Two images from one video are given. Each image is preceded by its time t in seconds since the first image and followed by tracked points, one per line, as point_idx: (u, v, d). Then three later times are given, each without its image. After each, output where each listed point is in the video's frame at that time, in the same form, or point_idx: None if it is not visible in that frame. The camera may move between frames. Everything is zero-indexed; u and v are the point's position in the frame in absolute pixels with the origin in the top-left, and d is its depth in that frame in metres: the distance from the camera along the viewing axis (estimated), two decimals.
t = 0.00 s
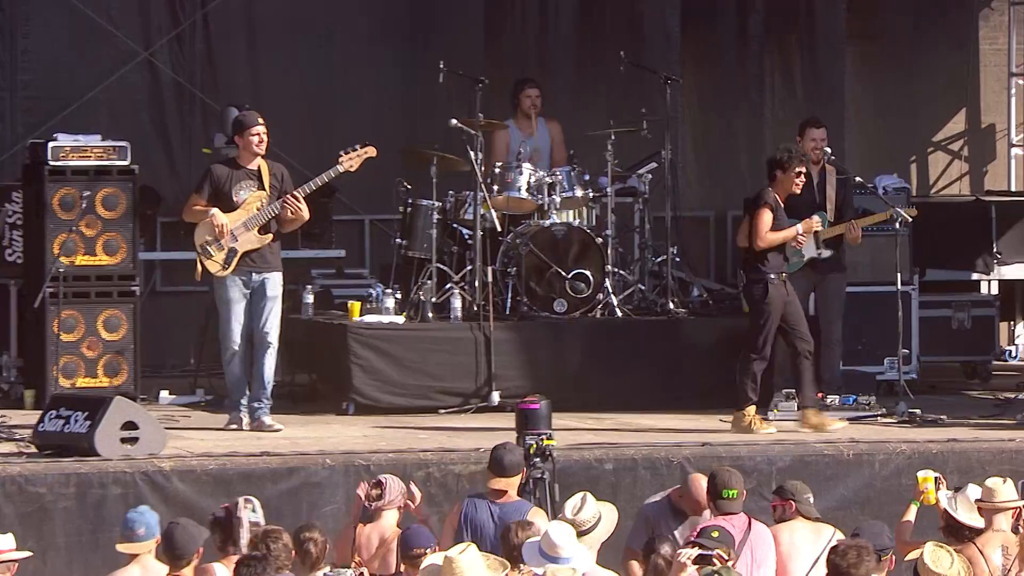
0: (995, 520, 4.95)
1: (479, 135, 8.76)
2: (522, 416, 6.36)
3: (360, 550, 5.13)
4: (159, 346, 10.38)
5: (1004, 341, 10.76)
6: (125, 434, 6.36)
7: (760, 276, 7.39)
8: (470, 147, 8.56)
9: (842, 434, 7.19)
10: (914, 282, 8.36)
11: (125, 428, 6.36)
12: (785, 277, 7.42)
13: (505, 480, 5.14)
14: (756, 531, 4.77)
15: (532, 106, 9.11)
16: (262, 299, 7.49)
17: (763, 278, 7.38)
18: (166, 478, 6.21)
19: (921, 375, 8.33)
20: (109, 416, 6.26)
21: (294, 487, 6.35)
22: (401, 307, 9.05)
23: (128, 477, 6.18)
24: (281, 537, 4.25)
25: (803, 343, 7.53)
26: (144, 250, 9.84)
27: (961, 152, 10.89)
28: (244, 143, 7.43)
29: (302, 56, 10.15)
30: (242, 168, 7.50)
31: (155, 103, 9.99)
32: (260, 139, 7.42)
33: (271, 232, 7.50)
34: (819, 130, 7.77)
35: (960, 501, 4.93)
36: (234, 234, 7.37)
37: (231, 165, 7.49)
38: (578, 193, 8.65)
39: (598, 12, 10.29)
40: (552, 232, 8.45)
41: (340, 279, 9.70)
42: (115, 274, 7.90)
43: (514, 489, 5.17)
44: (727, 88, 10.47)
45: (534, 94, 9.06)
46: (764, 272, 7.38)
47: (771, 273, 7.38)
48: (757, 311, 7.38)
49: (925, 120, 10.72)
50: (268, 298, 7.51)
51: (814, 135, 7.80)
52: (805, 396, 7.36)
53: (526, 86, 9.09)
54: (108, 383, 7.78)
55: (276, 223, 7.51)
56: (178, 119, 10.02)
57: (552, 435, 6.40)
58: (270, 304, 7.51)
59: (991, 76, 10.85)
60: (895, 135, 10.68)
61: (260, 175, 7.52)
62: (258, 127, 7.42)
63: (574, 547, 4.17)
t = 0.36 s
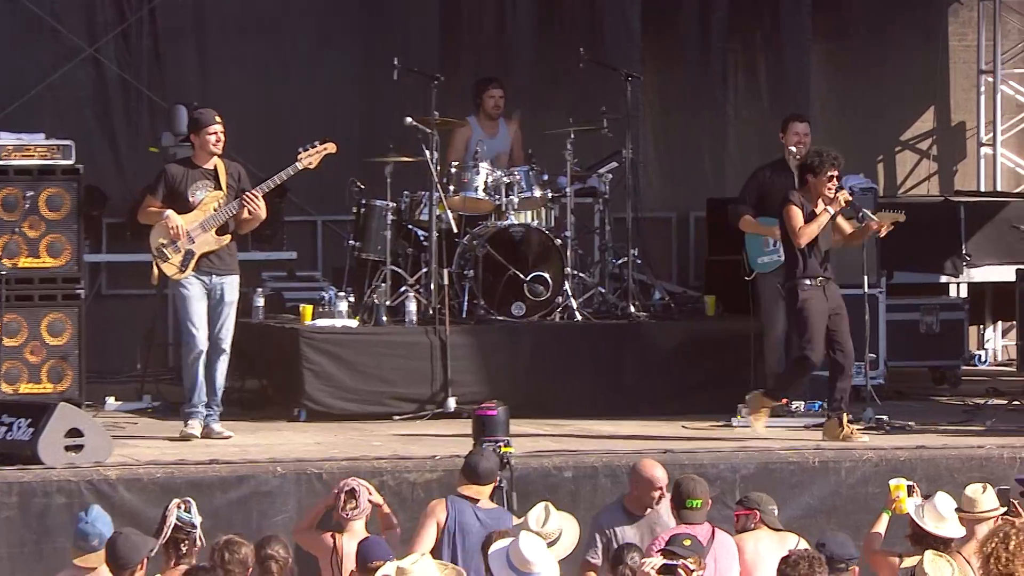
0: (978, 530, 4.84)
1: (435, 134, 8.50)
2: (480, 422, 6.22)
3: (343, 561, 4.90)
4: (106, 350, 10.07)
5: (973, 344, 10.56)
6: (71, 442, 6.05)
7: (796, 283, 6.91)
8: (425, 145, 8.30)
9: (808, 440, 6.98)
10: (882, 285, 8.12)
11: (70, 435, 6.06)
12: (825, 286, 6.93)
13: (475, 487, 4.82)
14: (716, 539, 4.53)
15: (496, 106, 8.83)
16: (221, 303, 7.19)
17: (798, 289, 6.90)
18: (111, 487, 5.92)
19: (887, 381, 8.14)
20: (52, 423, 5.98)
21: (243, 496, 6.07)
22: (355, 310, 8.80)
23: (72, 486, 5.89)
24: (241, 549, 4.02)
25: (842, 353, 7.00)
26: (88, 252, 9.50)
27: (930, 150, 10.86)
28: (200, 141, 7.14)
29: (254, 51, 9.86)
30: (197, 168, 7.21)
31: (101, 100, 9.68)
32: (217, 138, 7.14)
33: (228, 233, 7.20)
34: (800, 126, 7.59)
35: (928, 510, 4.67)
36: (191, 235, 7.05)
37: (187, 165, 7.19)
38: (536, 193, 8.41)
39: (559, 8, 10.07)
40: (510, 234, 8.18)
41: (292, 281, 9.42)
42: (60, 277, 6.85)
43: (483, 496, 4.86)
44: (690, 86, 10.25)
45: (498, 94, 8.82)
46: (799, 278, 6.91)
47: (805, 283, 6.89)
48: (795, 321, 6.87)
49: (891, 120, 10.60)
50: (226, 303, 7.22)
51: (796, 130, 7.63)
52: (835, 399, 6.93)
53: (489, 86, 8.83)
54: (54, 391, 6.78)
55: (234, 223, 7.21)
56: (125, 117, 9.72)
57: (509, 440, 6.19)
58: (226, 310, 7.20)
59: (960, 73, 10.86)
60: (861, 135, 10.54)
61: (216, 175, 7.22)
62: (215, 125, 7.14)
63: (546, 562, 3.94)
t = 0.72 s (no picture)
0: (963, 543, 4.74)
1: (392, 131, 8.19)
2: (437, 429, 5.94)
3: None
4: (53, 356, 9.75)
5: (946, 348, 10.33)
6: (15, 449, 5.82)
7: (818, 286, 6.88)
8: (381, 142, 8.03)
9: (776, 448, 6.75)
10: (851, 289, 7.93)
11: (14, 442, 5.83)
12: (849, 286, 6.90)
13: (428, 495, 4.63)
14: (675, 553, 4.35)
15: (458, 102, 8.56)
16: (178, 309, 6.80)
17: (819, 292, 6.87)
18: (57, 496, 5.62)
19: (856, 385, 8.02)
20: None
21: (194, 505, 5.73)
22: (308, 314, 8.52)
23: (16, 496, 5.58)
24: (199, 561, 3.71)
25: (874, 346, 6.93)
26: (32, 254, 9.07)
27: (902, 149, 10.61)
28: (148, 143, 6.72)
29: (205, 44, 9.58)
30: (145, 169, 6.80)
31: (45, 97, 9.36)
32: (168, 139, 6.72)
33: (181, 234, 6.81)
34: (769, 124, 7.40)
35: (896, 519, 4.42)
36: (143, 239, 6.66)
37: (133, 167, 6.78)
38: (495, 193, 8.17)
39: (519, 3, 9.84)
40: (469, 234, 7.95)
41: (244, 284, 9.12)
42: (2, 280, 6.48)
43: (436, 503, 4.66)
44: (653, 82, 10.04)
45: (461, 90, 8.55)
46: (821, 281, 6.88)
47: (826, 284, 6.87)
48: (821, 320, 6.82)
49: (859, 116, 10.38)
50: (184, 308, 6.83)
51: (765, 129, 7.43)
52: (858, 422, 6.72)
53: (452, 80, 8.54)
54: None
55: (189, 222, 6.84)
56: (71, 114, 9.40)
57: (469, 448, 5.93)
58: (185, 314, 6.82)
59: (932, 69, 10.55)
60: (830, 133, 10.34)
61: (165, 176, 6.82)
62: (165, 127, 6.73)
63: (499, 569, 3.85)
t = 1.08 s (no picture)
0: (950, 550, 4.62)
1: (351, 128, 7.89)
2: (397, 436, 5.73)
3: None
4: (3, 361, 9.45)
5: (919, 351, 10.19)
6: None
7: (831, 286, 6.52)
8: (340, 140, 7.67)
9: (746, 455, 6.53)
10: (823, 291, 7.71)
11: None
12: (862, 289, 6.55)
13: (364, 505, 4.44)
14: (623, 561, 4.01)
15: (423, 105, 8.31)
16: (141, 307, 6.50)
17: (831, 294, 6.51)
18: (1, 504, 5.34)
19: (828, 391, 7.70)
20: None
21: (147, 513, 5.45)
22: (264, 317, 8.25)
23: None
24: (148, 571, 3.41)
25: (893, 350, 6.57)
26: None
27: (874, 146, 10.34)
28: (110, 140, 6.40)
29: (158, 40, 9.34)
30: (104, 166, 6.46)
31: None
32: (132, 138, 6.41)
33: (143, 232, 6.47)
34: (730, 120, 7.01)
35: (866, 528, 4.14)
36: (100, 238, 6.33)
37: (92, 164, 6.45)
38: (457, 192, 7.94)
39: None
40: (430, 235, 7.70)
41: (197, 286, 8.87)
42: None
43: (375, 513, 4.47)
44: (618, 80, 9.84)
45: (428, 92, 8.31)
46: (833, 280, 6.52)
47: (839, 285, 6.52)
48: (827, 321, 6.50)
49: (830, 117, 10.19)
50: (147, 306, 6.52)
51: (725, 125, 7.05)
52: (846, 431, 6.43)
53: (419, 82, 8.29)
54: None
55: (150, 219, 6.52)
56: (19, 109, 9.12)
57: (430, 454, 5.69)
58: (151, 313, 6.51)
59: (905, 68, 10.26)
60: (800, 132, 10.17)
61: (125, 173, 6.49)
62: (131, 125, 6.42)
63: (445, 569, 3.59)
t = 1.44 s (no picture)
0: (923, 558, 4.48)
1: (304, 125, 7.66)
2: (349, 441, 5.35)
3: None
4: None
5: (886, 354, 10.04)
6: None
7: (830, 291, 6.17)
8: (291, 138, 7.46)
9: (710, 461, 6.35)
10: (788, 291, 7.51)
11: None
12: (864, 295, 6.20)
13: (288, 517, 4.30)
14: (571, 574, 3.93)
15: (367, 96, 8.12)
16: (110, 314, 6.24)
17: (831, 299, 6.17)
18: None
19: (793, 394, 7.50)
20: None
21: (93, 522, 5.28)
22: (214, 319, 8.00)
23: None
24: None
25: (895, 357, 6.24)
26: None
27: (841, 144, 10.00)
28: (88, 139, 6.10)
29: (106, 34, 9.09)
30: (79, 165, 6.17)
31: None
32: (110, 136, 6.12)
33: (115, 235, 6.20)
34: (674, 119, 6.80)
35: (827, 536, 4.15)
36: (73, 239, 6.05)
37: (67, 162, 6.15)
38: (414, 191, 7.70)
39: None
40: (385, 235, 7.49)
41: (145, 287, 8.59)
42: None
43: (299, 523, 4.33)
44: (580, 76, 9.63)
45: (374, 82, 8.10)
46: (835, 283, 6.18)
47: (840, 291, 6.17)
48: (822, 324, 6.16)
49: (797, 112, 9.86)
50: (116, 312, 6.26)
51: (668, 123, 6.83)
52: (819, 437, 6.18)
53: (359, 72, 8.10)
54: None
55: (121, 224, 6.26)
56: None
57: (383, 462, 5.38)
58: (120, 320, 6.26)
59: (872, 62, 9.91)
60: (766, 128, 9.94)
61: (100, 173, 6.21)
62: (110, 123, 6.14)
63: None
